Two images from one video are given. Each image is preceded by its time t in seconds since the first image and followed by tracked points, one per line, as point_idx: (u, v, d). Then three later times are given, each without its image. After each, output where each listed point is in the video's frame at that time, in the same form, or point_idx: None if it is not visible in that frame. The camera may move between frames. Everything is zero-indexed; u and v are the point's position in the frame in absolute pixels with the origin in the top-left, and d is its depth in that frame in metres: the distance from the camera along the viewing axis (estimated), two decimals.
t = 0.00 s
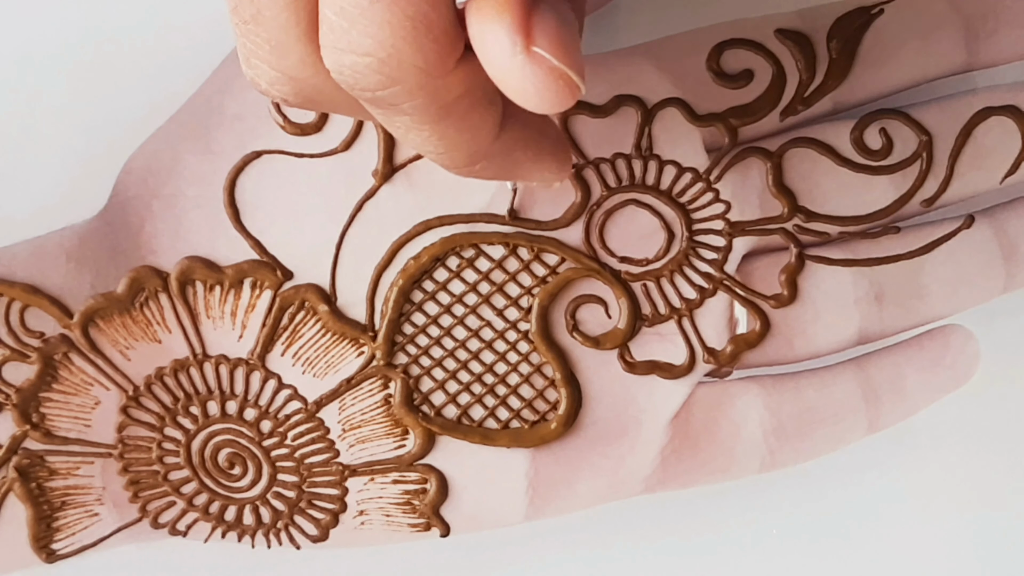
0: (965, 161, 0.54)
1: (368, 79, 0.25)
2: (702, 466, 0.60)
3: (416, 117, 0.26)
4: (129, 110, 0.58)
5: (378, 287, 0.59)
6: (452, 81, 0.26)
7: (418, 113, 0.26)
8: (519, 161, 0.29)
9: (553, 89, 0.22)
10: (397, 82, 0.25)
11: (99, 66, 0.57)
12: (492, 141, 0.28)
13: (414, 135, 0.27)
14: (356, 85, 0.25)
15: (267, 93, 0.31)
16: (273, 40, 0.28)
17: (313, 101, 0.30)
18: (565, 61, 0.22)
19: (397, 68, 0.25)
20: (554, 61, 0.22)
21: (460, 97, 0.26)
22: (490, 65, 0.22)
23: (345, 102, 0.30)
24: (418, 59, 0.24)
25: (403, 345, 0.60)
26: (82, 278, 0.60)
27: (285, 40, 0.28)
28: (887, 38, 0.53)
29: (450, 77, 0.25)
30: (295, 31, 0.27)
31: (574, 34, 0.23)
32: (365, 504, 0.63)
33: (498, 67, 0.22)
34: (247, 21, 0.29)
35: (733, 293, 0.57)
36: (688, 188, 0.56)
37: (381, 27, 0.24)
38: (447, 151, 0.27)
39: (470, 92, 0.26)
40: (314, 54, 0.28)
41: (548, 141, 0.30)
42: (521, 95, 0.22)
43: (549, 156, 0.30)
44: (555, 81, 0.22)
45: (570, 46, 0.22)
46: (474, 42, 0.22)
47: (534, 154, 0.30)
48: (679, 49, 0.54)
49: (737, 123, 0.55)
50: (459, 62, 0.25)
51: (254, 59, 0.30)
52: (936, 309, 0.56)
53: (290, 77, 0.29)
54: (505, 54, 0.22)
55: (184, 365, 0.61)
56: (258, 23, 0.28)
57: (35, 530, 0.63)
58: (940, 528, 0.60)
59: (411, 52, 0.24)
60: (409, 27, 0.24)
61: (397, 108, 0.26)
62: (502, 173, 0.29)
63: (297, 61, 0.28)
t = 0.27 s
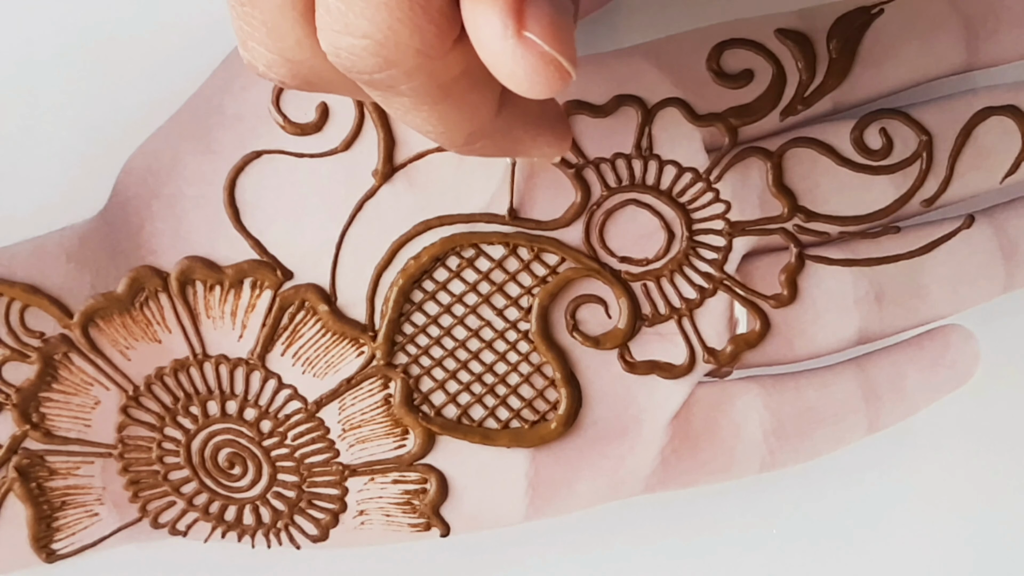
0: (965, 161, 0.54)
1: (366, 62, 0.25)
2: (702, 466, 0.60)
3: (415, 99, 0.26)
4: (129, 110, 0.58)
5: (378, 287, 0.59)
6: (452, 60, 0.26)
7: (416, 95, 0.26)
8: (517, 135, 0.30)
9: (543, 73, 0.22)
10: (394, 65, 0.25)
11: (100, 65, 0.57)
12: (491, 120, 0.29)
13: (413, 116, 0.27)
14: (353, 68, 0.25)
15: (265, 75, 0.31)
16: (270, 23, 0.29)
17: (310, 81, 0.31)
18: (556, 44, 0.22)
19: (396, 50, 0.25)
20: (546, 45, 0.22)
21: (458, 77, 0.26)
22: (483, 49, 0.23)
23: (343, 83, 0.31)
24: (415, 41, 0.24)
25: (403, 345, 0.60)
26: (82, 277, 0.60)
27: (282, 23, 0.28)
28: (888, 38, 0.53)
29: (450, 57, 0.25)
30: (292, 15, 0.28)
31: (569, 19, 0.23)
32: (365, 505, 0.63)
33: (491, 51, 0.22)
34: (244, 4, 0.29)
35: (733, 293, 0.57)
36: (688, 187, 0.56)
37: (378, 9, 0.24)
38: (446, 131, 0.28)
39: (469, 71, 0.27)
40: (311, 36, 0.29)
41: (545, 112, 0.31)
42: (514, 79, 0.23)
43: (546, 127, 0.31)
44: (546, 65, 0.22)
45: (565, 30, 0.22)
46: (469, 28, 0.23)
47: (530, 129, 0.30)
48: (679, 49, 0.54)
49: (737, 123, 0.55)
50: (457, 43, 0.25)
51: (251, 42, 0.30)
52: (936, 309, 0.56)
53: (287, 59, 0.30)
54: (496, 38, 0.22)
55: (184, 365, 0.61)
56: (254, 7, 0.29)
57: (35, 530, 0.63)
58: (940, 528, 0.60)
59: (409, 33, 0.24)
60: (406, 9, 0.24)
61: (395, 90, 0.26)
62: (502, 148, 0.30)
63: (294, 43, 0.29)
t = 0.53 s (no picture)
0: (965, 160, 0.54)
1: (360, 60, 0.25)
2: (702, 466, 0.60)
3: (410, 96, 0.26)
4: (129, 110, 0.58)
5: (378, 287, 0.59)
6: (448, 56, 0.25)
7: (411, 91, 0.26)
8: (519, 130, 0.29)
9: (534, 80, 0.22)
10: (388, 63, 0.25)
11: (99, 65, 0.57)
12: (490, 115, 0.28)
13: (409, 112, 0.27)
14: (348, 66, 0.26)
15: (260, 70, 0.30)
16: (265, 18, 0.28)
17: (306, 77, 0.30)
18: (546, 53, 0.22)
19: (390, 48, 0.25)
20: (536, 53, 0.21)
21: (454, 70, 0.26)
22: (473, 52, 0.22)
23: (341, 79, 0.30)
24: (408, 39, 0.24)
25: (403, 345, 0.60)
26: (82, 277, 0.60)
27: (277, 18, 0.28)
28: (888, 38, 0.53)
29: (445, 53, 0.25)
30: (288, 9, 0.27)
31: (560, 26, 0.22)
32: (365, 504, 0.63)
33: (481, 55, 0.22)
34: None
35: (733, 293, 0.57)
36: (688, 187, 0.56)
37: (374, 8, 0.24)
38: (444, 128, 0.28)
39: (465, 65, 0.26)
40: (307, 31, 0.28)
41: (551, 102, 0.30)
42: (503, 84, 0.22)
43: (550, 116, 0.30)
44: (536, 73, 0.22)
45: (555, 37, 0.22)
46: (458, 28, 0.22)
47: (535, 122, 0.29)
48: (679, 49, 0.54)
49: (737, 123, 0.55)
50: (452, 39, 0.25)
51: (245, 38, 0.29)
52: (936, 309, 0.56)
53: (282, 55, 0.29)
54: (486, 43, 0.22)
55: (184, 365, 0.61)
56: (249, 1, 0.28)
57: (35, 530, 0.63)
58: (941, 528, 0.60)
59: (404, 32, 0.24)
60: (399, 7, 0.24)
61: (391, 88, 0.26)
62: (505, 139, 0.29)
63: (290, 39, 0.28)
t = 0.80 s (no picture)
0: (965, 160, 0.54)
1: (359, 95, 0.25)
2: (702, 466, 0.60)
3: (404, 136, 0.26)
4: (129, 111, 0.58)
5: (378, 287, 0.59)
6: (445, 101, 0.26)
7: (405, 131, 0.26)
8: (505, 188, 0.29)
9: (555, 111, 0.22)
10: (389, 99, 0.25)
11: (99, 65, 0.57)
12: (480, 167, 0.28)
13: (400, 154, 0.27)
14: (347, 99, 0.25)
15: (256, 106, 0.31)
16: (263, 53, 0.28)
17: (302, 117, 0.30)
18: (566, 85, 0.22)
19: (390, 85, 0.25)
20: (557, 84, 0.22)
21: (448, 118, 0.26)
22: (491, 90, 0.22)
23: (335, 122, 0.30)
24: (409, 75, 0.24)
25: (403, 345, 0.60)
26: (82, 278, 0.60)
27: (275, 53, 0.28)
28: (888, 38, 0.53)
29: (442, 98, 0.25)
30: (287, 46, 0.28)
31: (573, 56, 0.23)
32: (365, 504, 0.63)
33: (500, 91, 0.22)
34: (238, 34, 0.29)
35: (733, 293, 0.57)
36: (688, 187, 0.56)
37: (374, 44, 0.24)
38: (433, 175, 0.27)
39: (459, 114, 0.26)
40: (305, 68, 0.28)
41: (536, 165, 0.30)
42: (524, 118, 0.22)
43: (535, 181, 0.30)
44: (558, 104, 0.22)
45: (571, 69, 0.22)
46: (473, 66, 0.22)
47: (520, 182, 0.30)
48: (679, 50, 0.54)
49: (737, 123, 0.55)
50: (451, 83, 0.25)
51: (244, 73, 0.30)
52: (936, 309, 0.56)
53: (279, 90, 0.29)
54: (506, 78, 0.22)
55: (184, 365, 0.61)
56: (249, 36, 0.28)
57: (35, 530, 0.63)
58: (940, 528, 0.60)
59: (404, 71, 0.24)
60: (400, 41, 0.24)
61: (385, 126, 0.26)
62: (488, 198, 0.29)
63: (286, 75, 0.29)
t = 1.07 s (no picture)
0: (965, 160, 0.54)
1: (358, 79, 0.25)
2: (702, 467, 0.60)
3: (405, 119, 0.26)
4: (129, 111, 0.58)
5: (378, 287, 0.59)
6: (445, 82, 0.26)
7: (406, 114, 0.26)
8: (504, 161, 0.30)
9: (546, 96, 0.22)
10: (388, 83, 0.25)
11: (100, 65, 0.57)
12: (481, 144, 0.28)
13: (403, 137, 0.27)
14: (346, 85, 0.25)
15: (256, 91, 0.31)
16: (260, 39, 0.28)
17: (300, 100, 0.31)
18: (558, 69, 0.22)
19: (390, 69, 0.25)
20: (549, 69, 0.22)
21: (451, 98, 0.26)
22: (484, 71, 0.22)
23: (334, 104, 0.31)
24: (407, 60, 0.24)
25: (403, 345, 0.60)
26: (82, 278, 0.60)
27: (273, 38, 0.28)
28: (888, 38, 0.53)
29: (442, 79, 0.25)
30: (284, 31, 0.28)
31: (566, 41, 0.23)
32: (365, 504, 0.63)
33: (493, 72, 0.22)
34: (236, 19, 0.29)
35: (733, 293, 0.57)
36: (688, 187, 0.56)
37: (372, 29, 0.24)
38: (436, 154, 0.28)
39: (460, 94, 0.26)
40: (303, 53, 0.28)
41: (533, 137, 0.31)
42: (515, 102, 0.23)
43: (534, 155, 0.31)
44: (551, 89, 0.22)
45: (564, 55, 0.23)
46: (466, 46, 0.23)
47: (518, 155, 0.30)
48: (679, 50, 0.54)
49: (737, 123, 0.55)
50: (450, 65, 0.25)
51: (241, 59, 0.30)
52: (936, 309, 0.56)
53: (277, 76, 0.29)
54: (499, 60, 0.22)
55: (184, 365, 0.61)
56: (245, 22, 0.28)
57: (35, 530, 0.63)
58: (940, 529, 0.60)
59: (402, 56, 0.24)
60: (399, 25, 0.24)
61: (385, 110, 0.26)
62: (491, 174, 0.30)
63: (284, 60, 0.29)
